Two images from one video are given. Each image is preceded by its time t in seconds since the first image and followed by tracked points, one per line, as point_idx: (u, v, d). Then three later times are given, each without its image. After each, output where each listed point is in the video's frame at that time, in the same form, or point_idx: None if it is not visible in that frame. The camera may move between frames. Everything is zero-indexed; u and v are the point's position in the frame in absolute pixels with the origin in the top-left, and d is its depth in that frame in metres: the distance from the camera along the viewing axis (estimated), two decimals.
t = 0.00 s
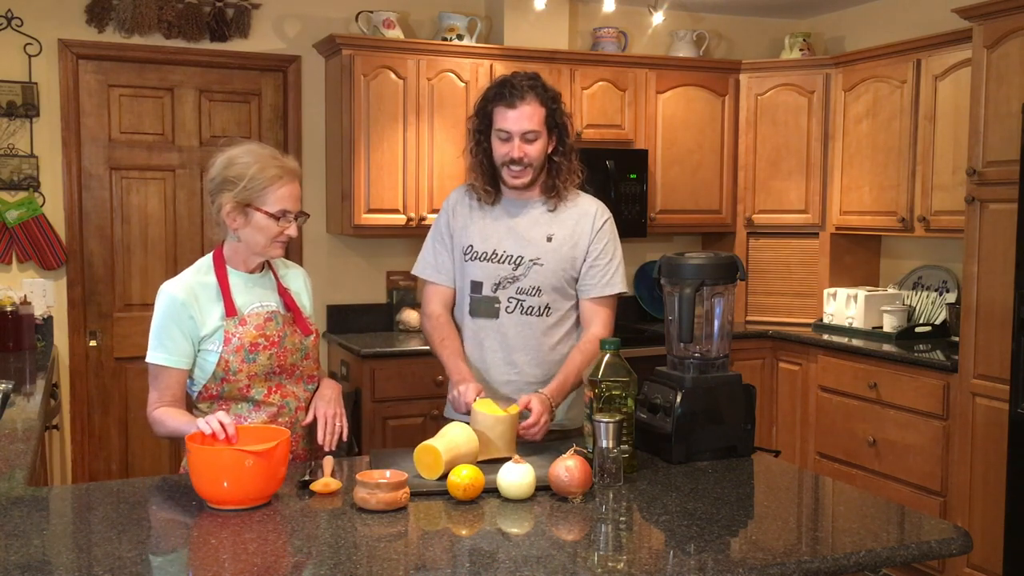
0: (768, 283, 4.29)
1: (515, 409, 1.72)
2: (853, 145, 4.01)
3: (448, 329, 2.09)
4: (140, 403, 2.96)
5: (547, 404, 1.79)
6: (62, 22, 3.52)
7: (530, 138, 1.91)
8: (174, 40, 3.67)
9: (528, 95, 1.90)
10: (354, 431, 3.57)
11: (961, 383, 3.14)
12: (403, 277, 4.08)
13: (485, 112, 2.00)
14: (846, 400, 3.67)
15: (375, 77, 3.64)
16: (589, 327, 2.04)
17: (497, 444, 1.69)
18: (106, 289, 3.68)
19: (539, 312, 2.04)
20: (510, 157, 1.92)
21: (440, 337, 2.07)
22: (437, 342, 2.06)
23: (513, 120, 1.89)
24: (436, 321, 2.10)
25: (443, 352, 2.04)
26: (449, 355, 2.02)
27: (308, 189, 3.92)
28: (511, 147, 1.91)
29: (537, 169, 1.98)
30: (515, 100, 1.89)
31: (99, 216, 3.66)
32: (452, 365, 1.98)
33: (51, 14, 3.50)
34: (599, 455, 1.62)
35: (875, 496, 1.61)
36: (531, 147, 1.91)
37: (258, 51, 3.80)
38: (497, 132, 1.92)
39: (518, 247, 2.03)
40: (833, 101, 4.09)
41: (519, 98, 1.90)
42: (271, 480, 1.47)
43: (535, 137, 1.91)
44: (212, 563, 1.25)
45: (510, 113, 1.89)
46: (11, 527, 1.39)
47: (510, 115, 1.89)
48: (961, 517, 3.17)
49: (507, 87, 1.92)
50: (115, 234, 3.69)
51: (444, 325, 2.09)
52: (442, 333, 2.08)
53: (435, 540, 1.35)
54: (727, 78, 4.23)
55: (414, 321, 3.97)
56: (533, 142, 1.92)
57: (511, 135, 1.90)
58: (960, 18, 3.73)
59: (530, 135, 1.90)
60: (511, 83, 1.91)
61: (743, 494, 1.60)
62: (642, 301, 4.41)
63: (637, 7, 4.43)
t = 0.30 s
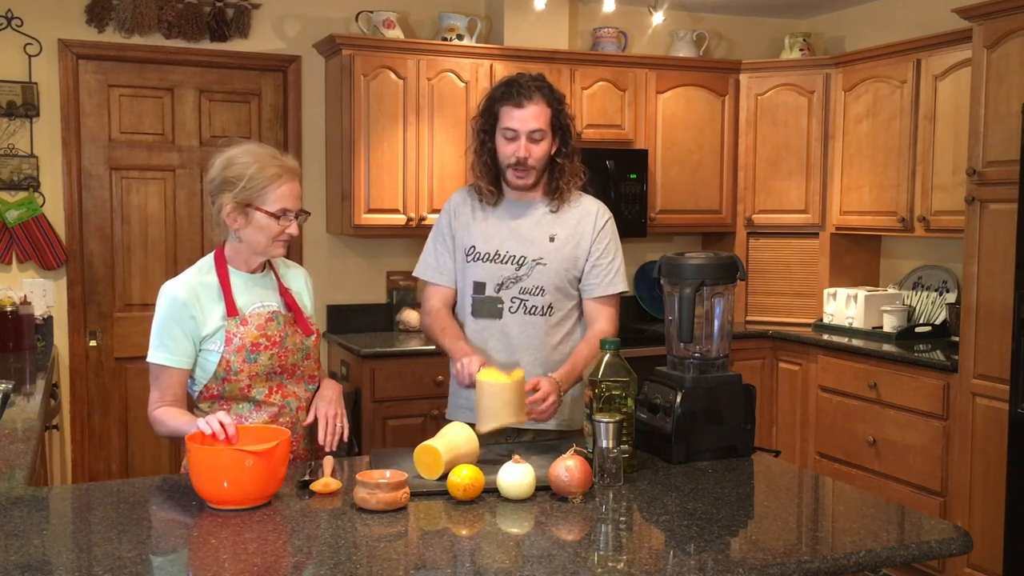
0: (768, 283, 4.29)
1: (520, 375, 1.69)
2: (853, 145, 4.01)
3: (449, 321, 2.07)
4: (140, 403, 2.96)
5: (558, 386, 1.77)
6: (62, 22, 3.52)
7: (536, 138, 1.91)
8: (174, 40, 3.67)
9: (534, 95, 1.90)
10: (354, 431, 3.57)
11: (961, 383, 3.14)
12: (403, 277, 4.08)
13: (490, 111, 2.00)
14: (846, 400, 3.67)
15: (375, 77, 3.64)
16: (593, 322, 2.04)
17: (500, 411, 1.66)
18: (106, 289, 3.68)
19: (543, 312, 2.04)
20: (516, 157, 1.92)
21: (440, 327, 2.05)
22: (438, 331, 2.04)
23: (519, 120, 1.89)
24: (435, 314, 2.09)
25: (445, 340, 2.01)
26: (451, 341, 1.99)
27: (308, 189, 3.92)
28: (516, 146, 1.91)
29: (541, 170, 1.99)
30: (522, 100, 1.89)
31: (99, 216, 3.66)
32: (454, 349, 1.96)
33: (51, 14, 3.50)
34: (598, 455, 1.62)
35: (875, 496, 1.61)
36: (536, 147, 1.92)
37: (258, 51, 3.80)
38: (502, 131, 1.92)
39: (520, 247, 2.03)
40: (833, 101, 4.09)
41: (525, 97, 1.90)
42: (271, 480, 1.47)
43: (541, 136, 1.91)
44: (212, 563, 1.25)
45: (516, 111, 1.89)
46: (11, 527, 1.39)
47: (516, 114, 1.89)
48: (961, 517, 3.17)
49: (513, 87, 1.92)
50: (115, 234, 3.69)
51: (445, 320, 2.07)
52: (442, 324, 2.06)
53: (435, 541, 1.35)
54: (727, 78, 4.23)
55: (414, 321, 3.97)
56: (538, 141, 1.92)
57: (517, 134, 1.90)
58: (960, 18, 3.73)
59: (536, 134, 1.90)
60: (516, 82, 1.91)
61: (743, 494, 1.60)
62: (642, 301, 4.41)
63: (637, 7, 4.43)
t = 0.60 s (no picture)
0: (769, 283, 4.29)
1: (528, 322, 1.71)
2: (853, 145, 4.01)
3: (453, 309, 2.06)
4: (140, 403, 2.96)
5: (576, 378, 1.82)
6: (62, 22, 3.52)
7: (541, 147, 1.91)
8: (174, 40, 3.67)
9: (538, 104, 1.90)
10: (354, 431, 3.57)
11: (961, 383, 3.14)
12: (403, 277, 4.08)
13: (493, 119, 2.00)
14: (847, 400, 3.67)
15: (375, 77, 3.64)
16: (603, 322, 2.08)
17: (510, 354, 1.66)
18: (106, 289, 3.68)
19: (548, 313, 2.05)
20: (522, 166, 1.92)
21: (444, 318, 2.03)
22: (440, 317, 2.03)
23: (523, 130, 1.89)
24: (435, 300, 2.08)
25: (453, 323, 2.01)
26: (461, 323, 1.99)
27: (308, 189, 3.92)
28: (521, 156, 1.91)
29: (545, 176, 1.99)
30: (526, 110, 1.89)
31: (99, 216, 3.66)
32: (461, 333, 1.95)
33: (50, 14, 3.50)
34: (598, 455, 1.62)
35: (875, 496, 1.61)
36: (541, 156, 1.92)
37: (258, 51, 3.80)
38: (506, 141, 1.92)
39: (526, 248, 2.03)
40: (833, 101, 4.09)
41: (529, 107, 1.89)
42: (271, 480, 1.47)
43: (546, 144, 1.92)
44: (212, 563, 1.25)
45: (521, 121, 1.89)
46: (11, 527, 1.39)
47: (520, 124, 1.89)
48: (962, 517, 3.17)
49: (515, 96, 1.92)
50: (115, 234, 3.69)
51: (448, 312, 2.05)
52: (445, 316, 2.04)
53: (435, 541, 1.35)
54: (727, 78, 4.23)
55: (414, 321, 3.96)
56: (543, 150, 1.92)
57: (522, 144, 1.90)
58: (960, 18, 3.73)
59: (541, 143, 1.90)
60: (519, 91, 1.91)
61: (743, 494, 1.60)
62: (641, 301, 4.41)
63: (637, 7, 4.43)
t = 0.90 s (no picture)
0: (769, 283, 4.29)
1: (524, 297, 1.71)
2: (853, 145, 4.00)
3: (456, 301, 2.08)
4: (141, 403, 2.96)
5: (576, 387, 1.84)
6: (62, 22, 3.52)
7: (547, 162, 1.92)
8: (174, 40, 3.67)
9: (546, 120, 1.89)
10: (354, 431, 3.57)
11: (961, 383, 3.14)
12: (403, 277, 4.08)
13: (499, 132, 1.96)
14: (847, 400, 3.67)
15: (375, 77, 3.64)
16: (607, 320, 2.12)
17: (507, 325, 1.66)
18: (106, 289, 3.68)
19: (551, 315, 2.06)
20: (527, 180, 1.92)
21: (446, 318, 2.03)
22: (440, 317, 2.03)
23: (530, 146, 1.89)
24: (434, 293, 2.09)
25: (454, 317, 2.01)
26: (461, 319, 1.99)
27: (308, 189, 3.92)
28: (527, 171, 1.91)
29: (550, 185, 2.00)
30: (534, 127, 1.88)
31: (99, 216, 3.66)
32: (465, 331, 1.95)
33: (50, 14, 3.50)
34: (599, 455, 1.62)
35: (874, 496, 1.61)
36: (547, 170, 1.93)
37: (258, 51, 3.80)
38: (513, 155, 1.92)
39: (531, 250, 2.03)
40: (833, 101, 4.09)
41: (537, 123, 1.88)
42: (270, 479, 1.47)
43: (552, 159, 1.92)
44: (212, 563, 1.25)
45: (528, 138, 1.88)
46: (11, 527, 1.39)
47: (527, 141, 1.88)
48: (962, 517, 3.17)
49: (522, 111, 1.89)
50: (115, 235, 3.69)
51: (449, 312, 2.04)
52: (446, 317, 2.03)
53: (435, 541, 1.35)
54: (727, 78, 4.23)
55: (414, 321, 3.96)
56: (550, 164, 1.93)
57: (528, 159, 1.90)
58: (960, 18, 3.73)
59: (547, 159, 1.91)
60: (527, 106, 1.89)
61: (743, 494, 1.60)
62: (641, 301, 4.41)
63: (637, 7, 4.43)
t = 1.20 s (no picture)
0: (769, 283, 4.29)
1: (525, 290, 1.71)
2: (853, 145, 4.00)
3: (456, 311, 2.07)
4: (141, 403, 2.96)
5: (576, 388, 1.87)
6: (62, 23, 3.52)
7: (553, 167, 1.91)
8: (174, 40, 3.67)
9: (554, 128, 1.87)
10: (354, 431, 3.57)
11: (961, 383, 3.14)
12: (403, 277, 4.08)
13: (506, 134, 1.94)
14: (847, 401, 3.67)
15: (375, 77, 3.64)
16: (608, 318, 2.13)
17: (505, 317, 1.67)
18: (106, 289, 3.68)
19: (553, 315, 2.06)
20: (531, 183, 1.92)
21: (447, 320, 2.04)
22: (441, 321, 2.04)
23: (536, 152, 1.88)
24: (435, 303, 2.08)
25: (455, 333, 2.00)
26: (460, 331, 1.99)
27: (308, 189, 3.92)
28: (531, 175, 1.91)
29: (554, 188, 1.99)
30: (541, 133, 1.86)
31: (99, 216, 3.66)
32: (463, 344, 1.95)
33: (50, 14, 3.50)
34: (599, 455, 1.62)
35: (875, 496, 1.61)
36: (552, 174, 1.92)
37: (258, 51, 3.80)
38: (518, 158, 1.91)
39: (534, 250, 2.03)
40: (833, 101, 4.09)
41: (544, 129, 1.87)
42: (270, 479, 1.47)
43: (558, 165, 1.92)
44: (212, 563, 1.25)
45: (534, 144, 1.87)
46: (11, 527, 1.39)
47: (533, 146, 1.87)
48: (962, 517, 3.17)
49: (531, 117, 1.87)
50: (115, 235, 3.69)
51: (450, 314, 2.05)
52: (447, 318, 2.04)
53: (435, 541, 1.35)
54: (727, 78, 4.23)
55: (414, 321, 3.96)
56: (554, 168, 1.92)
57: (533, 164, 1.90)
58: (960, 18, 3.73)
59: (553, 164, 1.90)
60: (536, 111, 1.87)
61: (743, 494, 1.60)
62: (641, 300, 4.41)
63: (637, 7, 4.43)
